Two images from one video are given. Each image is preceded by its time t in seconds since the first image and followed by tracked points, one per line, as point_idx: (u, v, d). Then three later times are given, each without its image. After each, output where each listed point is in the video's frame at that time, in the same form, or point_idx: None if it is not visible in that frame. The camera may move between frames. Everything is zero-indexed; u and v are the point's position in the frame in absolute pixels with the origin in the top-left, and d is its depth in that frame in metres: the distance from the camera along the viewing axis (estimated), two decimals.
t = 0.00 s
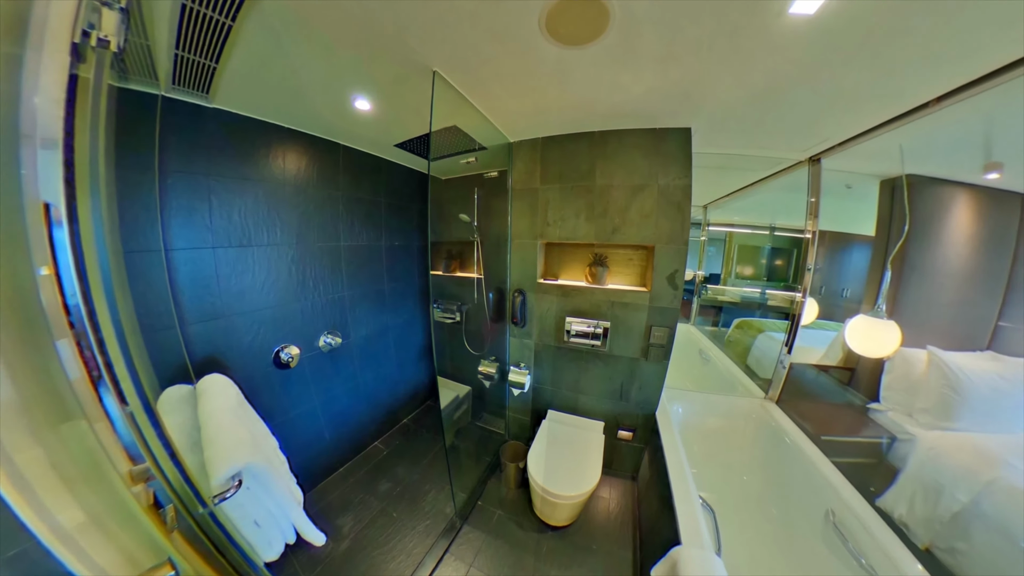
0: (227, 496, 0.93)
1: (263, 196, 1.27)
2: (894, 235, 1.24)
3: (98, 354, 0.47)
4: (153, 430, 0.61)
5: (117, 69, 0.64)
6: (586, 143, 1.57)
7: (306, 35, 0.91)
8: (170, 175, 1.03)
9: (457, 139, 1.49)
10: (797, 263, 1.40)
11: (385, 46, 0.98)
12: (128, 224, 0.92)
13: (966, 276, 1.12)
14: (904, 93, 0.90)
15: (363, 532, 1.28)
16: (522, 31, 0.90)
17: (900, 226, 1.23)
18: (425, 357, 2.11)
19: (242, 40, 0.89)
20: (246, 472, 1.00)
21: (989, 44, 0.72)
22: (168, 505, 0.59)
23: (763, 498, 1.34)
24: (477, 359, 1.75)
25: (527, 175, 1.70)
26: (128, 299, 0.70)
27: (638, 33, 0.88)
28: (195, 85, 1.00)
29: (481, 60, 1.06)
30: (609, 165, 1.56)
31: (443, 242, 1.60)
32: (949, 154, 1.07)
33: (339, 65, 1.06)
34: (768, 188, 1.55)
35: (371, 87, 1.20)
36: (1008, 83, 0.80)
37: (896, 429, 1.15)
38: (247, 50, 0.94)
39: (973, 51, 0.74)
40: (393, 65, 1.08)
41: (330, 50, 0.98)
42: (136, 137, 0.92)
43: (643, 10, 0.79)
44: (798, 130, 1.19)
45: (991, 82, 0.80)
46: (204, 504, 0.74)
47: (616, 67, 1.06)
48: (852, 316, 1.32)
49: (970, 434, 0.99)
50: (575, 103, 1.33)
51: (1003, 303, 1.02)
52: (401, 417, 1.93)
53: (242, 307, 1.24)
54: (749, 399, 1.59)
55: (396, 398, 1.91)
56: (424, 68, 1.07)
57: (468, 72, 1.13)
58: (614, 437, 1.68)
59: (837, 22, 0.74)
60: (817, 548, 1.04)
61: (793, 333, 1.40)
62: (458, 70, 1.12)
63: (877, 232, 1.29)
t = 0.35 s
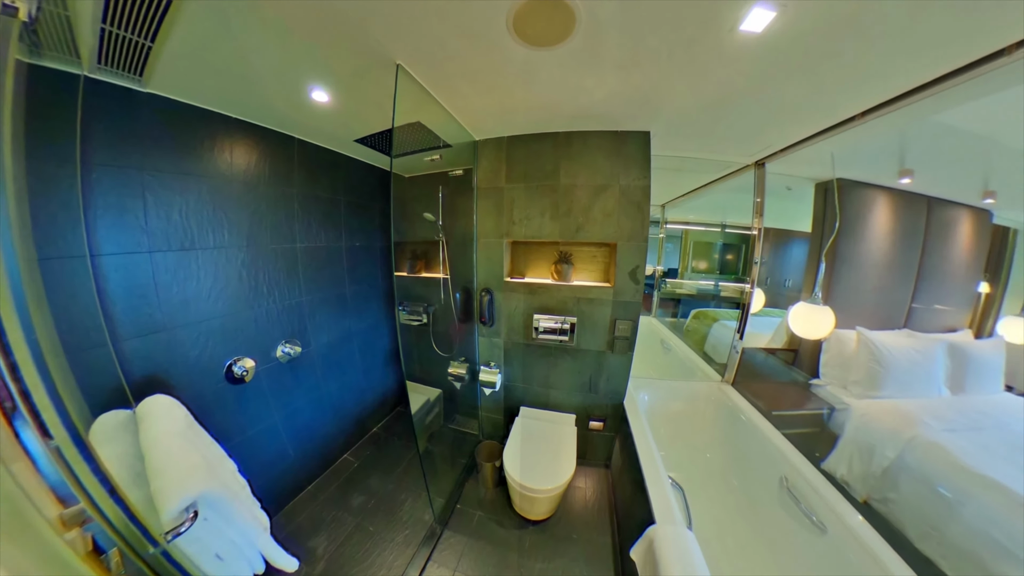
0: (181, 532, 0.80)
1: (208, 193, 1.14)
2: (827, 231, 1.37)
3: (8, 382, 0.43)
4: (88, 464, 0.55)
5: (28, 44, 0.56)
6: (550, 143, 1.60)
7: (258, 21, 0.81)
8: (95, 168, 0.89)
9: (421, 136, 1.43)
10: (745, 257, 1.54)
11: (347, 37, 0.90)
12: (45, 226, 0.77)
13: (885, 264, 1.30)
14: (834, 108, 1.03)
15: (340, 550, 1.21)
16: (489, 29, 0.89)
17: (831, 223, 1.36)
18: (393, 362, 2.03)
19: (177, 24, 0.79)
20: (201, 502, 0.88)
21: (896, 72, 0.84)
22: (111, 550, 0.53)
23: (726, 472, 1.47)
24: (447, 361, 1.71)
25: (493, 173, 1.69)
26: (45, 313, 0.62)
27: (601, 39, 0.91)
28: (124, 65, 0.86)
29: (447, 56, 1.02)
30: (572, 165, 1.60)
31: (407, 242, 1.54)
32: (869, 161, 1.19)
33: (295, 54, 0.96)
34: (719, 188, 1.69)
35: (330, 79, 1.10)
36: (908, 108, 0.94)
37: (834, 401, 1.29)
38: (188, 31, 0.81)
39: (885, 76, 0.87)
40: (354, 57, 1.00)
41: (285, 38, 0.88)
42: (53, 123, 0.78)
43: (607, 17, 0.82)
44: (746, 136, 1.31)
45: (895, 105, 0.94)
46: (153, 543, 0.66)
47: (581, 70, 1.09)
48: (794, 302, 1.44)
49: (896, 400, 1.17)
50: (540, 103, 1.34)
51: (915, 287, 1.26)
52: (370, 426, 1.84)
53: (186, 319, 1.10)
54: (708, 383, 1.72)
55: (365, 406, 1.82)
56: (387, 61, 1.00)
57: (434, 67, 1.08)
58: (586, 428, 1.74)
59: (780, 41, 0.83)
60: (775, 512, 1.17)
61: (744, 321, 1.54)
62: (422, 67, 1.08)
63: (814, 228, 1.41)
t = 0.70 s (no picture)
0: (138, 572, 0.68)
1: (149, 191, 1.01)
2: (775, 228, 1.46)
3: None
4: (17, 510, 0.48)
5: None
6: (519, 142, 1.62)
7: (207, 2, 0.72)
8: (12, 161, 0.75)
9: (386, 131, 1.37)
10: (704, 252, 1.67)
11: (309, 25, 0.83)
12: None
13: (825, 258, 1.38)
14: (781, 117, 1.14)
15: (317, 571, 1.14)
16: (460, 23, 0.86)
17: (778, 221, 1.45)
18: (363, 369, 1.94)
19: (108, 5, 0.68)
20: (157, 536, 0.75)
21: (833, 86, 0.95)
22: None
23: (693, 453, 1.57)
24: (419, 364, 1.66)
25: (461, 172, 1.67)
26: None
27: (570, 42, 0.93)
28: (49, 39, 0.72)
29: (414, 50, 0.98)
30: (540, 164, 1.63)
31: (371, 242, 1.51)
32: (811, 169, 1.31)
33: (249, 42, 0.86)
34: (679, 189, 1.80)
35: (288, 70, 1.00)
36: (840, 120, 1.06)
37: (786, 381, 1.42)
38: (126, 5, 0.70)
39: (823, 89, 0.97)
40: (315, 47, 0.92)
41: (239, 23, 0.79)
42: None
43: (576, 20, 0.83)
44: (704, 140, 1.40)
45: (831, 117, 1.06)
46: None
47: (549, 71, 1.10)
48: (747, 294, 1.54)
49: (837, 377, 1.27)
50: (509, 102, 1.34)
51: (852, 277, 1.33)
52: (341, 437, 1.75)
53: (126, 333, 0.96)
54: (673, 371, 1.83)
55: (334, 417, 1.72)
56: (352, 52, 0.94)
57: (400, 60, 1.03)
58: (561, 422, 1.78)
59: (737, 53, 0.90)
60: (741, 486, 1.27)
61: (705, 312, 1.66)
62: (388, 62, 1.03)
63: (763, 226, 1.52)
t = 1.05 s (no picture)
0: None
1: (71, 187, 0.85)
2: (726, 226, 1.58)
3: None
4: None
5: None
6: (483, 140, 1.60)
7: None
8: None
9: (345, 126, 1.29)
10: (662, 248, 1.77)
11: (260, 8, 0.75)
12: None
13: (769, 252, 1.50)
14: (731, 124, 1.25)
15: None
16: (429, 15, 0.82)
17: (728, 219, 1.58)
18: (327, 378, 1.82)
19: None
20: None
21: (776, 97, 1.06)
22: None
23: (660, 436, 1.67)
24: (386, 370, 1.59)
25: (425, 170, 1.62)
26: None
27: (537, 42, 0.93)
28: None
29: (377, 41, 0.92)
30: (505, 163, 1.63)
31: (331, 244, 1.40)
32: (756, 169, 1.44)
33: (190, 22, 0.76)
34: (638, 189, 1.90)
35: (235, 56, 0.90)
36: (783, 128, 1.19)
37: (740, 363, 1.54)
38: None
39: (767, 100, 1.09)
40: (266, 32, 0.83)
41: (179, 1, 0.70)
42: None
43: (544, 20, 0.84)
44: (662, 143, 1.49)
45: (776, 124, 1.19)
46: None
47: (516, 70, 1.10)
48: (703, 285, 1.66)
49: (783, 357, 1.40)
50: (472, 99, 1.32)
51: (792, 267, 1.47)
52: (307, 453, 1.64)
53: (45, 354, 0.80)
54: (638, 360, 1.94)
55: (299, 431, 1.60)
56: (308, 39, 0.86)
57: (362, 50, 0.97)
58: (534, 418, 1.81)
59: (693, 62, 0.97)
60: (705, 464, 1.39)
61: (665, 304, 1.79)
62: (348, 52, 0.97)
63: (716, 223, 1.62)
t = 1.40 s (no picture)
0: None
1: None
2: (686, 224, 1.68)
3: None
4: None
5: None
6: (451, 138, 1.57)
7: None
8: None
9: (304, 121, 1.21)
10: (627, 244, 1.90)
11: None
12: None
13: (726, 247, 1.63)
14: (690, 128, 1.34)
15: None
16: (399, 6, 0.78)
17: (688, 217, 1.68)
18: (292, 390, 1.69)
19: None
20: None
21: (731, 104, 1.16)
22: None
23: (633, 425, 1.75)
24: (355, 377, 1.51)
25: (391, 168, 1.56)
26: None
27: (508, 41, 0.93)
28: None
29: (341, 31, 0.86)
30: (473, 162, 1.61)
31: (290, 246, 1.30)
32: (713, 174, 1.57)
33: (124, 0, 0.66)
34: (602, 190, 1.97)
35: (181, 41, 0.80)
36: (738, 133, 1.30)
37: (702, 350, 1.66)
38: None
39: (723, 106, 1.18)
40: (217, 16, 0.75)
41: None
42: None
43: (516, 21, 0.84)
44: (627, 145, 1.56)
45: (731, 130, 1.29)
46: None
47: (484, 69, 1.09)
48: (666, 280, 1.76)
49: (741, 344, 1.52)
50: (440, 96, 1.29)
51: (746, 261, 1.60)
52: (274, 472, 1.52)
53: None
54: (609, 354, 2.02)
55: (264, 449, 1.48)
56: (265, 25, 0.78)
57: (325, 40, 0.90)
58: (510, 416, 1.81)
59: (657, 69, 1.03)
60: (675, 447, 1.48)
61: (632, 298, 1.91)
62: (309, 41, 0.90)
63: (677, 221, 1.73)
